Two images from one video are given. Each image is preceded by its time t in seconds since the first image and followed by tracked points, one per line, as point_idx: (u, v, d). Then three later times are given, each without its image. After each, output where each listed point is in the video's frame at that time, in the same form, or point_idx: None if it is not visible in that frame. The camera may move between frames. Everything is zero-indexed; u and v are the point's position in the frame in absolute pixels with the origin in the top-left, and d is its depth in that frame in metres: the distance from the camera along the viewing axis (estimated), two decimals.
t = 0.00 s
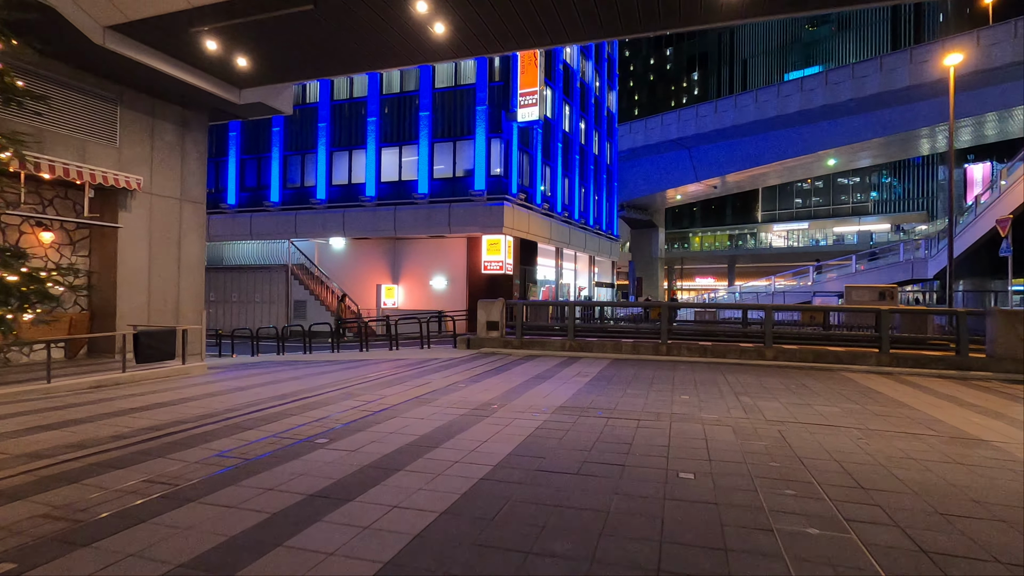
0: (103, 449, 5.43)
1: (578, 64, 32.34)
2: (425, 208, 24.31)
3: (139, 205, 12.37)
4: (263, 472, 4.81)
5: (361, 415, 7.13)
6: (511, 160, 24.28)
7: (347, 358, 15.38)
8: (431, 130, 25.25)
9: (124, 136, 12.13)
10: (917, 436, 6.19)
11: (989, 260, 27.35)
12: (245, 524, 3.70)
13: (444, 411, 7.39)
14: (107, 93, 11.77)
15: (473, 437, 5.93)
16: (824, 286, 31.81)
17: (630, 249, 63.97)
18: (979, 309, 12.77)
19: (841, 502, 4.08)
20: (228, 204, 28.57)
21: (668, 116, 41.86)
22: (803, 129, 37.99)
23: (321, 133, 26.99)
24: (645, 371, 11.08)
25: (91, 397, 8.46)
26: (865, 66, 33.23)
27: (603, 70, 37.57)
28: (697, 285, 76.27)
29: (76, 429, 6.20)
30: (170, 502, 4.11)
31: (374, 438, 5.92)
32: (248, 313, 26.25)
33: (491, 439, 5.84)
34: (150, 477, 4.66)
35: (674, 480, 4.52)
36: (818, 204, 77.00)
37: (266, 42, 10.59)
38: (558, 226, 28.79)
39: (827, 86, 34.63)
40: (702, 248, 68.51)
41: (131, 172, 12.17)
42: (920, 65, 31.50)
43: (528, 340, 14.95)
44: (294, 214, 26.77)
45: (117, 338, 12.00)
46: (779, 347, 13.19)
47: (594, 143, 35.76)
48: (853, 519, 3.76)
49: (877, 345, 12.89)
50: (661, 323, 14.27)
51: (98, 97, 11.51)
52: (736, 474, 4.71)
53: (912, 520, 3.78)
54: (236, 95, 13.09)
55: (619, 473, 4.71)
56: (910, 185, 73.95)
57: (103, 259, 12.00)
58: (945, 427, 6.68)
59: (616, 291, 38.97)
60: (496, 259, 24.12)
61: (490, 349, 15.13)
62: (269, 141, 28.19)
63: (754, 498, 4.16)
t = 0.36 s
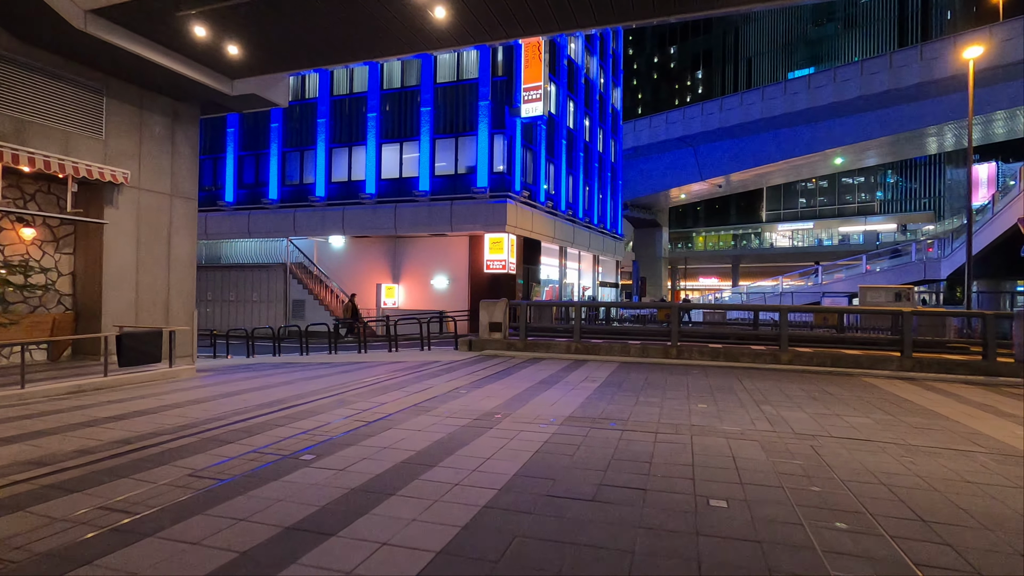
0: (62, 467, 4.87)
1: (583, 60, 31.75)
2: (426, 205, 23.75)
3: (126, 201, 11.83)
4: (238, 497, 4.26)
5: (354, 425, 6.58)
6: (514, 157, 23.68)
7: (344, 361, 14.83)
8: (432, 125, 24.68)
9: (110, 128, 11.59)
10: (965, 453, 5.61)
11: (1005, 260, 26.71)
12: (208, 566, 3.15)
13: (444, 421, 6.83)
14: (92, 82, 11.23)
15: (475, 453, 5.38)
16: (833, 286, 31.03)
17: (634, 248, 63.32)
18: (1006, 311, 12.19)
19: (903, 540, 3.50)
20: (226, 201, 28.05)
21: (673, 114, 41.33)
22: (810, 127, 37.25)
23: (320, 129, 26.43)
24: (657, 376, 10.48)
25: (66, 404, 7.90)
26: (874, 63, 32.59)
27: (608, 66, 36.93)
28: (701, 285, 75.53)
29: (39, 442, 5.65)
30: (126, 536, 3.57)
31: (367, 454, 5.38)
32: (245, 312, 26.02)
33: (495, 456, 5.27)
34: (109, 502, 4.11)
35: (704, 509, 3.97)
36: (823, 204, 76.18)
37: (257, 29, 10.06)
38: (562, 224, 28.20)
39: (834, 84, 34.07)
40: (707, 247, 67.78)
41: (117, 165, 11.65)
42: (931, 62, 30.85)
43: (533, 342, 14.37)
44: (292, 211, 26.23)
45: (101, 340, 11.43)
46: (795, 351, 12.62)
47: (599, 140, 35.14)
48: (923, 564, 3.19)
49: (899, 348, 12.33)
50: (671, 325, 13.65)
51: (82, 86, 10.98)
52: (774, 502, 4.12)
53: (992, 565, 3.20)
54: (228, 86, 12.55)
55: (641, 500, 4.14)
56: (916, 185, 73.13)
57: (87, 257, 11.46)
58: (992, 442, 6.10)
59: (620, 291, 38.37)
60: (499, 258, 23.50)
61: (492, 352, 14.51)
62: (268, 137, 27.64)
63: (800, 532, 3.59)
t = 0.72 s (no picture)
0: (13, 486, 4.31)
1: (585, 56, 31.21)
2: (426, 203, 23.20)
3: (110, 196, 11.28)
4: (207, 524, 3.70)
5: (344, 436, 6.01)
6: (516, 154, 23.14)
7: (340, 363, 14.25)
8: (431, 121, 24.14)
9: (93, 119, 11.04)
10: (1022, 469, 5.05)
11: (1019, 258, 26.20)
12: None
13: (444, 431, 6.27)
14: (73, 70, 10.68)
15: (478, 470, 4.81)
16: (839, 286, 30.56)
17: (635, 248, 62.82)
18: None
19: None
20: (222, 199, 27.50)
21: (675, 112, 40.86)
22: (813, 125, 36.72)
23: (317, 126, 25.89)
24: (669, 380, 9.92)
25: (37, 410, 7.33)
26: (879, 60, 32.11)
27: (610, 63, 36.40)
28: (702, 286, 74.93)
29: None
30: None
31: (357, 471, 4.81)
32: (241, 312, 25.52)
33: (500, 473, 4.71)
34: (56, 533, 3.55)
35: (745, 541, 3.42)
36: (825, 204, 75.61)
37: (245, 13, 9.51)
38: (564, 223, 27.64)
39: (839, 82, 33.59)
40: (708, 247, 67.20)
41: (100, 158, 11.09)
42: (937, 59, 30.35)
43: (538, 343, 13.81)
44: (289, 209, 25.69)
45: (84, 342, 10.88)
46: (810, 353, 12.09)
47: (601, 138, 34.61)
48: None
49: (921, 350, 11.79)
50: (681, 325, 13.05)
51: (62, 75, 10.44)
52: (825, 531, 3.57)
53: None
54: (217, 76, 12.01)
55: (670, 529, 3.59)
56: (918, 184, 72.60)
57: (69, 254, 10.91)
58: None
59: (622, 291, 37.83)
60: (500, 257, 22.87)
61: (493, 355, 13.90)
62: (264, 134, 27.09)
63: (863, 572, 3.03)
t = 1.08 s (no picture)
0: None
1: (586, 51, 30.65)
2: (424, 200, 22.66)
3: (91, 190, 10.73)
4: (160, 558, 3.15)
5: (330, 448, 5.44)
6: (517, 150, 22.59)
7: (334, 365, 13.70)
8: (430, 117, 23.58)
9: (73, 109, 10.49)
10: None
11: None
12: None
13: (442, 440, 5.72)
14: (51, 57, 10.12)
15: (477, 488, 4.26)
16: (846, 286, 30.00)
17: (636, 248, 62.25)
18: None
19: None
20: (217, 198, 26.96)
21: (677, 110, 40.37)
22: (817, 123, 36.16)
23: (314, 122, 25.34)
24: (681, 383, 9.34)
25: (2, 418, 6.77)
26: (885, 56, 31.56)
27: (612, 59, 35.86)
28: (704, 286, 74.23)
29: None
30: None
31: (340, 490, 4.25)
32: (236, 313, 25.02)
33: (502, 492, 4.16)
34: None
35: None
36: (827, 203, 74.93)
37: None
38: (566, 221, 27.10)
39: (843, 78, 33.05)
40: (710, 247, 66.60)
41: (80, 150, 10.53)
42: (944, 55, 29.77)
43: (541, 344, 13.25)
44: (285, 208, 25.15)
45: (62, 344, 10.33)
46: (826, 354, 11.56)
47: (603, 136, 34.06)
48: None
49: (942, 351, 11.27)
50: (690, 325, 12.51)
51: (39, 61, 9.89)
52: (889, 567, 3.01)
53: None
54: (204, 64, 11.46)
55: (704, 565, 3.04)
56: (921, 184, 71.94)
57: (46, 252, 10.36)
58: None
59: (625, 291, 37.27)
60: (500, 255, 22.37)
61: (492, 358, 13.25)
62: (259, 131, 26.53)
63: None
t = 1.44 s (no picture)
0: None
1: (588, 46, 30.07)
2: (424, 198, 22.11)
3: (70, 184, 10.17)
4: None
5: (315, 466, 4.89)
6: (518, 146, 22.05)
7: (328, 367, 13.15)
8: (429, 112, 23.01)
9: (51, 98, 9.92)
10: None
11: None
12: None
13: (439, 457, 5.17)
14: (27, 43, 9.55)
15: (479, 519, 3.72)
16: (853, 287, 29.44)
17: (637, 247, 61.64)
18: None
19: None
20: (211, 195, 26.30)
21: (679, 108, 39.83)
22: (822, 121, 35.59)
23: (309, 117, 24.75)
24: (694, 390, 8.77)
25: None
26: (891, 53, 30.98)
27: (614, 55, 35.27)
28: (705, 286, 73.56)
29: None
30: None
31: (323, 521, 3.71)
32: (230, 313, 24.52)
33: (508, 525, 3.62)
34: None
35: None
36: (829, 203, 74.18)
37: None
38: (568, 219, 26.56)
39: (849, 75, 32.50)
40: (711, 247, 65.91)
41: (58, 142, 9.96)
42: (952, 51, 29.18)
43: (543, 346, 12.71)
44: (280, 205, 24.59)
45: (37, 347, 9.75)
46: (843, 358, 11.04)
47: (605, 133, 33.47)
48: None
49: (967, 355, 10.69)
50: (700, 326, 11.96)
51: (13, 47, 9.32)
52: None
53: None
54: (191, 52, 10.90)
55: None
56: (923, 184, 71.30)
57: (22, 249, 9.80)
58: None
59: (627, 290, 36.72)
60: (501, 254, 21.87)
61: (491, 362, 12.62)
62: (254, 126, 25.94)
63: None
